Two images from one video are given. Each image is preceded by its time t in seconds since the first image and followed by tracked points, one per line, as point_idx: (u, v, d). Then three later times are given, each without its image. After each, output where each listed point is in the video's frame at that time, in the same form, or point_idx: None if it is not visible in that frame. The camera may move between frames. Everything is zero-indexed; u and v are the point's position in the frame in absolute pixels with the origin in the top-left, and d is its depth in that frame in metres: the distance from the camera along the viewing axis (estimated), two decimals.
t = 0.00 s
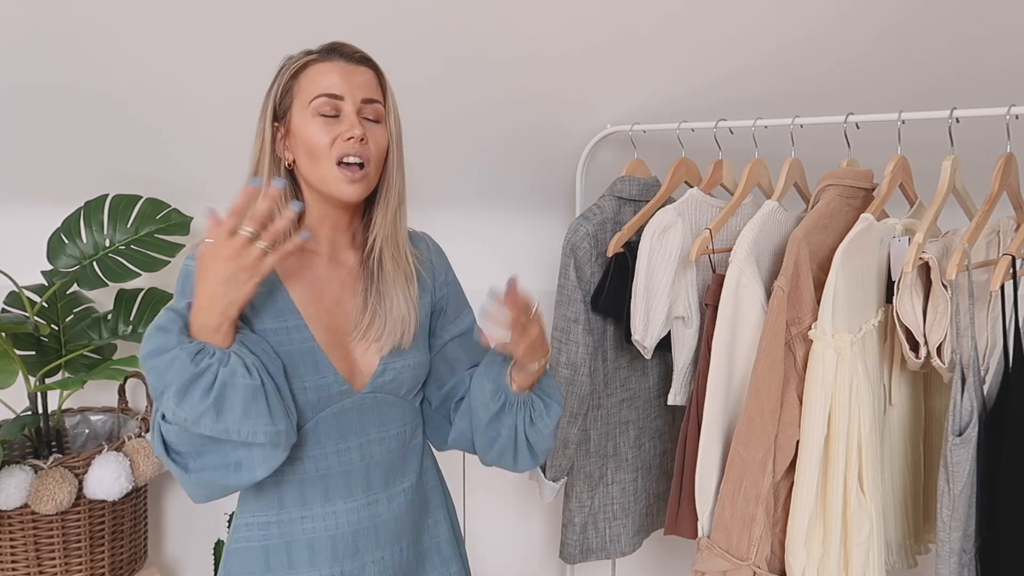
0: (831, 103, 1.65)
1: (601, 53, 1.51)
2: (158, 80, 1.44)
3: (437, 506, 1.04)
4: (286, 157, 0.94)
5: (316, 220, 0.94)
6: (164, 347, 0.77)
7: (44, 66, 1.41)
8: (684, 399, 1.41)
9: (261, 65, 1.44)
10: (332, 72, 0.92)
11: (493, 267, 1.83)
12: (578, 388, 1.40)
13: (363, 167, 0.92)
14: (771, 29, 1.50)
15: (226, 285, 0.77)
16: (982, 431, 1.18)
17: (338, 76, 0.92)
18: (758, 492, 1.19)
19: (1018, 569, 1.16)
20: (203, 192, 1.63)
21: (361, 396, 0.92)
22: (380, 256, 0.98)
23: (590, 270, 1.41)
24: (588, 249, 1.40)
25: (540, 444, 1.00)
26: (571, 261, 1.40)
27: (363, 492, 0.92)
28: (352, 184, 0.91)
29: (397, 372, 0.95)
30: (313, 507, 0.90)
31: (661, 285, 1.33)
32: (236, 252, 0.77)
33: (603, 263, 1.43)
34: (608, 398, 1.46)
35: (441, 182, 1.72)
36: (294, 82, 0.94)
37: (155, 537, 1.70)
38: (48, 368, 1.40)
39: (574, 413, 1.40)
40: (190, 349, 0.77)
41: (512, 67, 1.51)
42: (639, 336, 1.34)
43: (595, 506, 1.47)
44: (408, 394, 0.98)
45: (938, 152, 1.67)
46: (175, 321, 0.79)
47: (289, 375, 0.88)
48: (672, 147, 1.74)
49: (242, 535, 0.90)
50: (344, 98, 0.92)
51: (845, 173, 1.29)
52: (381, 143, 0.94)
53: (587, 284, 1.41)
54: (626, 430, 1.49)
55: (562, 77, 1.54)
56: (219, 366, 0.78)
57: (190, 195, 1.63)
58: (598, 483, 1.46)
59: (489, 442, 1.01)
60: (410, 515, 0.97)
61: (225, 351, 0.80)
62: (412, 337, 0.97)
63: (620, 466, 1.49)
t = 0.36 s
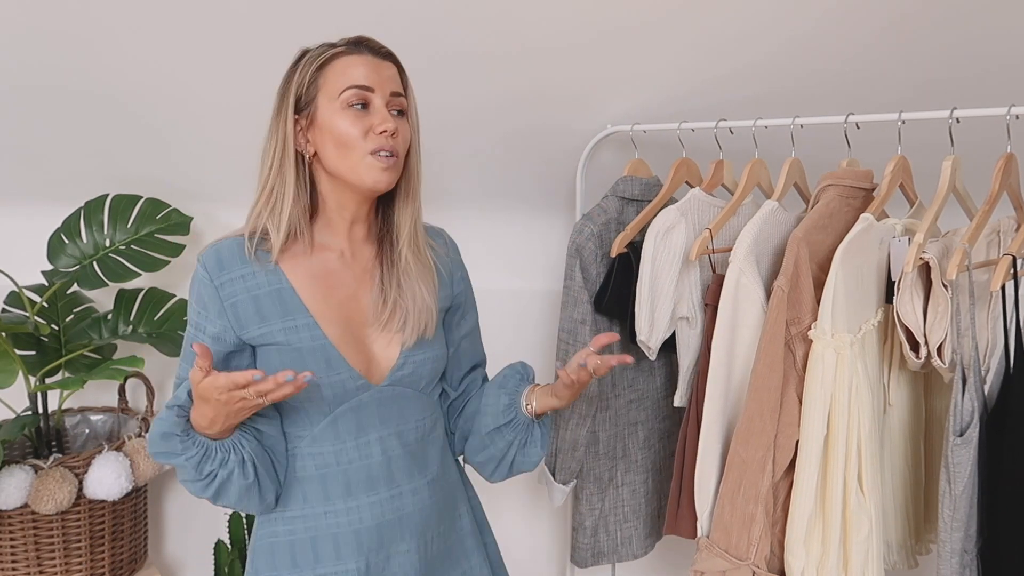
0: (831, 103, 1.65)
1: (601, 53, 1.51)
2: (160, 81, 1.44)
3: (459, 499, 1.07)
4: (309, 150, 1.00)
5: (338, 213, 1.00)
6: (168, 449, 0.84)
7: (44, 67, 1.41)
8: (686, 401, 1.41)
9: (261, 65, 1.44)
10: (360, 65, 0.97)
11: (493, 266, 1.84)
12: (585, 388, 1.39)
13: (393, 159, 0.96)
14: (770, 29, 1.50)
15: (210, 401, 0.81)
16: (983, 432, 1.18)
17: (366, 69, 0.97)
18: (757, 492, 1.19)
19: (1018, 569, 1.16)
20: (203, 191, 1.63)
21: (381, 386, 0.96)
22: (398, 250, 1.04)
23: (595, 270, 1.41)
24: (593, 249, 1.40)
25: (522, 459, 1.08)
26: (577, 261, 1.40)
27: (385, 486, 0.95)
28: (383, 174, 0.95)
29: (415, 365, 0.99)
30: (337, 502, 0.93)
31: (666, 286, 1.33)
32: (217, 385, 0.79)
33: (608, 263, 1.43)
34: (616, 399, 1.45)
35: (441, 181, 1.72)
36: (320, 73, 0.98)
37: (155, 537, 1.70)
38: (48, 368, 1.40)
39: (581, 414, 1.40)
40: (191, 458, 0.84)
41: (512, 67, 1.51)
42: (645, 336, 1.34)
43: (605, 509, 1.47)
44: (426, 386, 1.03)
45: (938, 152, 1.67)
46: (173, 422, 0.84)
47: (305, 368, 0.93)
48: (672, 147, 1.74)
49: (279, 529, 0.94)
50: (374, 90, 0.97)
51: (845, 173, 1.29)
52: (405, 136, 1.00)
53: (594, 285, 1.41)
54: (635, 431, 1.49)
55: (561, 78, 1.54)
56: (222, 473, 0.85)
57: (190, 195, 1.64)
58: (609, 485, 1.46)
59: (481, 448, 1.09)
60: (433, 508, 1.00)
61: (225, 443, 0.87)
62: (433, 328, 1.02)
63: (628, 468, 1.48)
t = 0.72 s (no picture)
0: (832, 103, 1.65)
1: (602, 53, 1.51)
2: (160, 81, 1.44)
3: (478, 499, 1.06)
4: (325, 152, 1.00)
5: (354, 214, 1.00)
6: (235, 442, 0.81)
7: (44, 67, 1.40)
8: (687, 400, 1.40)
9: (261, 65, 1.44)
10: (364, 67, 0.98)
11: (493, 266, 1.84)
12: (582, 388, 1.39)
13: (387, 162, 0.96)
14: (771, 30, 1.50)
15: (301, 400, 0.78)
16: (984, 432, 1.18)
17: (369, 71, 0.97)
18: (759, 492, 1.19)
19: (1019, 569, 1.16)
20: (204, 190, 1.63)
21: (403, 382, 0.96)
22: (422, 249, 1.04)
23: (595, 268, 1.41)
24: (593, 246, 1.40)
25: (547, 471, 1.08)
26: (577, 258, 1.40)
27: (409, 481, 0.96)
28: (375, 177, 0.95)
29: (438, 363, 0.99)
30: (361, 497, 0.94)
31: (672, 285, 1.33)
32: (319, 387, 0.77)
33: (608, 262, 1.44)
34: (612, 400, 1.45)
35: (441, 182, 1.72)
36: (331, 77, 1.00)
37: (156, 538, 1.70)
38: (48, 368, 1.40)
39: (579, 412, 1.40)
40: (257, 456, 0.82)
41: (513, 67, 1.51)
42: (651, 337, 1.33)
43: (597, 510, 1.46)
44: (448, 384, 1.03)
45: (938, 152, 1.67)
46: (246, 415, 0.81)
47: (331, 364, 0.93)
48: (673, 147, 1.75)
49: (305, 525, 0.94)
50: (373, 93, 0.97)
51: (845, 173, 1.29)
52: (409, 138, 0.99)
53: (593, 282, 1.41)
54: (629, 432, 1.49)
55: (562, 78, 1.54)
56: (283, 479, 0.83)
57: (190, 195, 1.63)
58: (601, 486, 1.46)
59: (506, 459, 1.09)
60: (456, 506, 1.00)
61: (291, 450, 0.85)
62: (453, 328, 1.02)
63: (621, 469, 1.48)
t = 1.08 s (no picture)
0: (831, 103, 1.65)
1: (601, 52, 1.51)
2: (160, 81, 1.44)
3: (485, 506, 1.05)
4: (340, 155, 1.02)
5: (370, 217, 1.01)
6: (249, 433, 0.86)
7: (44, 67, 1.40)
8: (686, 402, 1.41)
9: (261, 65, 1.44)
10: (375, 69, 0.99)
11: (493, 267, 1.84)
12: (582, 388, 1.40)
13: (400, 163, 0.96)
14: (771, 29, 1.50)
15: (339, 432, 0.84)
16: (983, 432, 1.18)
17: (381, 73, 0.98)
18: (759, 492, 1.19)
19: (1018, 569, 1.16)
20: (204, 190, 1.63)
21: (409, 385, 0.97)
22: (437, 251, 1.04)
23: (594, 266, 1.40)
24: (593, 245, 1.40)
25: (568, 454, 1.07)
26: (576, 256, 1.38)
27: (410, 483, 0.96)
28: (389, 178, 0.96)
29: (446, 366, 1.00)
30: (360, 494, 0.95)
31: (673, 286, 1.34)
32: (365, 436, 0.83)
33: (607, 261, 1.43)
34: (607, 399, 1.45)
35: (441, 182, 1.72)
36: (344, 81, 1.01)
37: (156, 538, 1.70)
38: (48, 368, 1.39)
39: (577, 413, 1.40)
40: (264, 453, 0.86)
41: (513, 66, 1.51)
42: (654, 338, 1.33)
43: (591, 509, 1.46)
44: (458, 389, 1.03)
45: (938, 152, 1.67)
46: (271, 411, 0.87)
47: (338, 362, 0.95)
48: (673, 147, 1.75)
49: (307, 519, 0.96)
50: (384, 95, 0.98)
51: (845, 173, 1.30)
52: (421, 139, 0.99)
53: (591, 281, 1.40)
54: (622, 431, 1.48)
55: (562, 78, 1.54)
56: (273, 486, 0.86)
57: (191, 195, 1.64)
58: (595, 486, 1.46)
59: (524, 445, 1.08)
60: (457, 512, 1.00)
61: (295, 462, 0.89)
62: (465, 330, 1.02)
63: (614, 468, 1.48)
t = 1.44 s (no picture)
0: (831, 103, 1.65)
1: (601, 51, 1.51)
2: (161, 81, 1.44)
3: (489, 510, 1.05)
4: (340, 151, 1.02)
5: (363, 217, 1.01)
6: (232, 409, 0.87)
7: (44, 67, 1.40)
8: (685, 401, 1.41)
9: (261, 65, 1.44)
10: (390, 73, 0.99)
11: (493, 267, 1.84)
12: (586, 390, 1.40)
13: (399, 169, 0.97)
14: (771, 29, 1.50)
15: (302, 368, 0.87)
16: (983, 432, 1.18)
17: (394, 78, 0.98)
18: (758, 492, 1.19)
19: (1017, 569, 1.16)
20: (204, 190, 1.63)
21: (404, 390, 0.97)
22: (436, 257, 1.04)
23: (597, 268, 1.41)
24: (596, 247, 1.40)
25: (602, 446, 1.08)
26: (579, 259, 1.40)
27: (408, 485, 0.96)
28: (386, 184, 0.96)
29: (443, 368, 0.99)
30: (358, 496, 0.95)
31: (675, 286, 1.34)
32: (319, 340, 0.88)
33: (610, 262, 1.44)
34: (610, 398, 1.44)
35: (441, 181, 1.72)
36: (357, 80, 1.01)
37: (155, 538, 1.70)
38: (48, 368, 1.39)
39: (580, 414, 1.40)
40: (256, 423, 0.88)
41: (513, 66, 1.51)
42: (655, 338, 1.34)
43: (594, 508, 1.46)
44: (458, 390, 1.02)
45: (938, 152, 1.67)
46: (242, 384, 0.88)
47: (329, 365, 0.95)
48: (672, 147, 1.75)
49: (308, 518, 0.96)
50: (394, 100, 0.98)
51: (844, 173, 1.30)
52: (424, 149, 0.99)
53: (595, 282, 1.41)
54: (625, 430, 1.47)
55: (562, 78, 1.54)
56: (279, 444, 0.89)
57: (191, 195, 1.64)
58: (598, 485, 1.46)
59: (554, 447, 1.11)
60: (457, 515, 0.99)
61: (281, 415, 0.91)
62: (463, 337, 1.02)
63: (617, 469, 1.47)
